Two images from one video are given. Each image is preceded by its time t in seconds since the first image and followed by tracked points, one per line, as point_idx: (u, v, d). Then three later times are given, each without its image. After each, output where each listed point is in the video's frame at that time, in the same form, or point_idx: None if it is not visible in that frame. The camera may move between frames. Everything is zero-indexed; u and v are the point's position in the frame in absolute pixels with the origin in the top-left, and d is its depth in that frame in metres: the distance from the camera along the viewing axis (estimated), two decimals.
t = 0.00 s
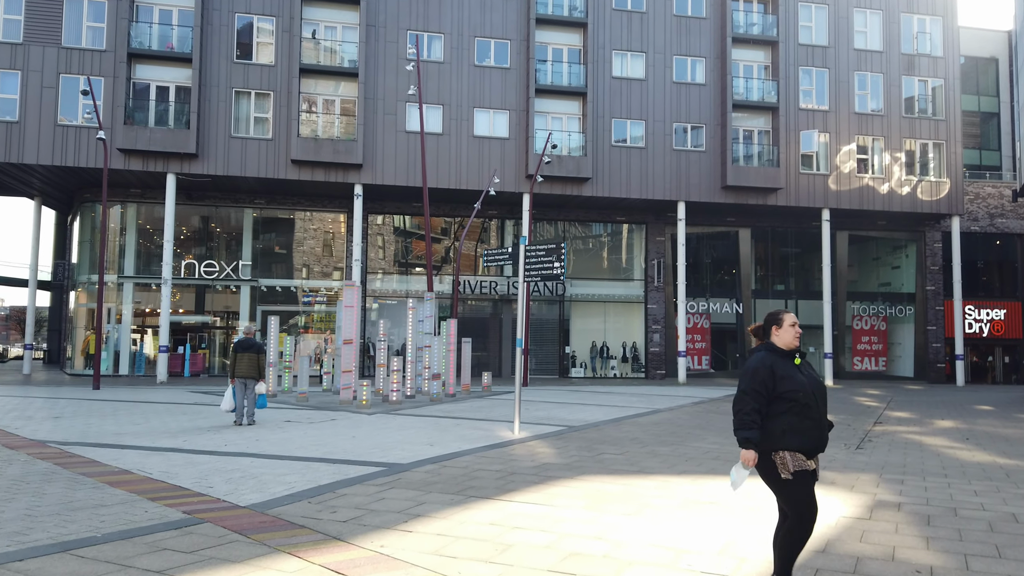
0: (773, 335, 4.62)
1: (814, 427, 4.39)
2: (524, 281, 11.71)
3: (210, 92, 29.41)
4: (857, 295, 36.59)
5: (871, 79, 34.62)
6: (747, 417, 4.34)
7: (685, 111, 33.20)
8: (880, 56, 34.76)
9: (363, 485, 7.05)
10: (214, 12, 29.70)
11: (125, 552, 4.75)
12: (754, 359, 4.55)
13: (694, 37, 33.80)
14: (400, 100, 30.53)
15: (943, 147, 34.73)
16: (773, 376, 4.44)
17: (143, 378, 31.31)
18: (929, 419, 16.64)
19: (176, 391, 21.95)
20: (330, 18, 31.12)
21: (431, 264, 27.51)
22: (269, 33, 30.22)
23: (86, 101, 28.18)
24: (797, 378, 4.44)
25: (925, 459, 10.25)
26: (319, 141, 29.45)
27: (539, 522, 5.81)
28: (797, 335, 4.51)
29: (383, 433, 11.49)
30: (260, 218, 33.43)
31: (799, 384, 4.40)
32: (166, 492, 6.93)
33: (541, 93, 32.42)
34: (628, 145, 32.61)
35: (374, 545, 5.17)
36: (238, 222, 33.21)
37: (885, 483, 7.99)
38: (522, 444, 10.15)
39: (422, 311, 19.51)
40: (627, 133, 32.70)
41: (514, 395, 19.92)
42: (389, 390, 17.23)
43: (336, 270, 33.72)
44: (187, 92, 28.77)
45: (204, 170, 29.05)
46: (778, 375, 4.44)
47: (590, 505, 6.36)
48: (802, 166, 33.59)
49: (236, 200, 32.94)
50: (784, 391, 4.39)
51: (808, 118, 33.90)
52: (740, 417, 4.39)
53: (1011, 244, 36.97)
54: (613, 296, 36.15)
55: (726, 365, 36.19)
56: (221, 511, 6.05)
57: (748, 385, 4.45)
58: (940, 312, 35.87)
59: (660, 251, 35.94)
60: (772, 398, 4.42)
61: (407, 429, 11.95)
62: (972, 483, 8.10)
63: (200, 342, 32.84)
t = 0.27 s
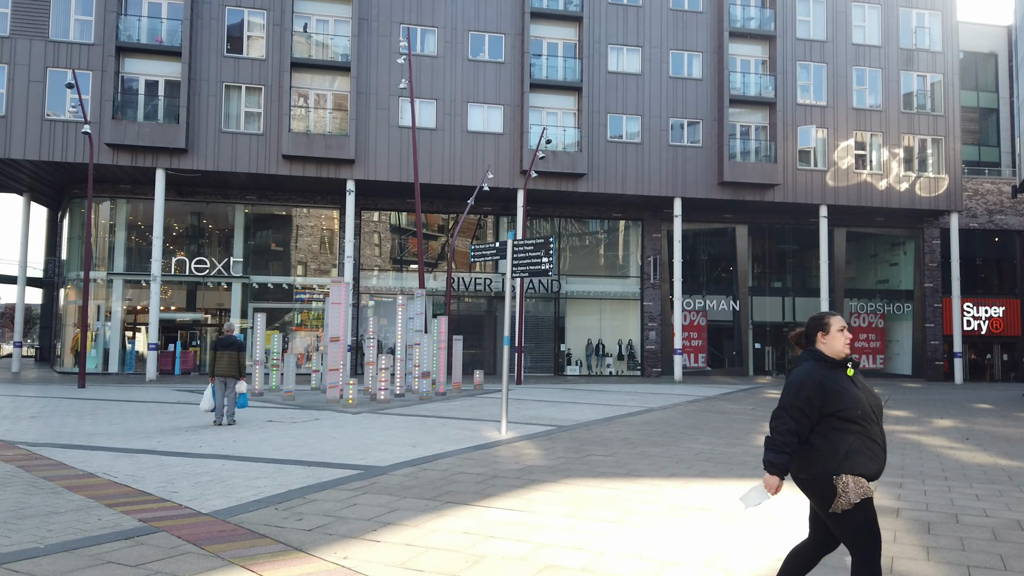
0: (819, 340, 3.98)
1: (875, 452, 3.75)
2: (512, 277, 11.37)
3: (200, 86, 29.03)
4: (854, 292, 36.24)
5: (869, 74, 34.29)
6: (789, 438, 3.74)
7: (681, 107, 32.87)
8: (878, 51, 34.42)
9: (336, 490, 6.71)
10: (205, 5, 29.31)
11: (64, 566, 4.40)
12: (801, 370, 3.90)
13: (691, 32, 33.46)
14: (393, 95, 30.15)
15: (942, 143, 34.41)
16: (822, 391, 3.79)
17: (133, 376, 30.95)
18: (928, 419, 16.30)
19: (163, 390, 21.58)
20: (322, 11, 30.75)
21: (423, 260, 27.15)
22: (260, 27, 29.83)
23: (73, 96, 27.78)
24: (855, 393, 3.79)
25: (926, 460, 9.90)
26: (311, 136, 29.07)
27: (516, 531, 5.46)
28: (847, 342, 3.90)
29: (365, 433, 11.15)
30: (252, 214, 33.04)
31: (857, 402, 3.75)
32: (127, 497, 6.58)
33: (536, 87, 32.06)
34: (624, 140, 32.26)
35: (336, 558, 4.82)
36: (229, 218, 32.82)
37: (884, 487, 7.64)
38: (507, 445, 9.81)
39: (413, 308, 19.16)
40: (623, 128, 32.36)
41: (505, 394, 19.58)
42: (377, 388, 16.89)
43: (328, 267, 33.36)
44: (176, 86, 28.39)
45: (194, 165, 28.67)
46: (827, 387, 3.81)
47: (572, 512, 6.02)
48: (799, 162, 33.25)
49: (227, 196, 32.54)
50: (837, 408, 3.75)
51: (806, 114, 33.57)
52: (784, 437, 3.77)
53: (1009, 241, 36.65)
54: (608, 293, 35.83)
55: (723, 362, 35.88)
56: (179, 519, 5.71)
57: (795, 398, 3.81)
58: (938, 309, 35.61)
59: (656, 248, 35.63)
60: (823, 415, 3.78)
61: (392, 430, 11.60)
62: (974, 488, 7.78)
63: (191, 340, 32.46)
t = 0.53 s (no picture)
0: (883, 338, 3.54)
1: (954, 467, 3.32)
2: (497, 277, 11.00)
3: (187, 84, 28.61)
4: (850, 292, 35.93)
5: (865, 72, 34.01)
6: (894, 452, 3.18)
7: (675, 105, 32.54)
8: (874, 49, 34.15)
9: (302, 504, 6.31)
10: (192, 2, 28.88)
11: None
12: (873, 371, 3.38)
13: (685, 29, 33.13)
14: (383, 93, 29.75)
15: (938, 142, 34.13)
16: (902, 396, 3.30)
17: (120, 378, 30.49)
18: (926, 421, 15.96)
19: (146, 393, 21.15)
20: (311, 8, 30.34)
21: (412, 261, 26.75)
22: (249, 23, 29.42)
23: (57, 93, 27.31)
24: (931, 398, 3.34)
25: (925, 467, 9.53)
26: (300, 134, 28.66)
27: (490, 550, 5.07)
28: (917, 340, 3.52)
29: (344, 439, 10.76)
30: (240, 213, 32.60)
31: (935, 407, 3.30)
32: (78, 513, 6.19)
33: (528, 85, 31.69)
34: (618, 138, 31.91)
35: None
36: (218, 217, 32.37)
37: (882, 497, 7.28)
38: (490, 451, 9.43)
39: (401, 308, 18.78)
40: (616, 126, 32.03)
41: (495, 397, 19.19)
42: (362, 392, 16.49)
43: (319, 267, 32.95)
44: (163, 83, 27.95)
45: (181, 164, 28.23)
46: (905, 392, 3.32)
47: (551, 527, 5.64)
48: (794, 161, 32.94)
49: (216, 195, 32.08)
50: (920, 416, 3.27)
51: (801, 112, 33.27)
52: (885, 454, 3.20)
53: (1006, 240, 36.41)
54: (602, 294, 35.49)
55: (718, 363, 35.58)
56: (128, 539, 5.31)
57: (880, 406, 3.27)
58: (934, 309, 35.35)
59: (650, 248, 35.31)
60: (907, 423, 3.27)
61: (373, 435, 11.20)
62: (977, 497, 7.41)
63: (178, 341, 32.00)
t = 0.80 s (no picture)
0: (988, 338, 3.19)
1: None
2: (482, 272, 10.66)
3: (174, 79, 28.21)
4: (846, 291, 35.64)
5: (861, 69, 33.72)
6: None
7: (670, 101, 32.22)
8: (870, 45, 33.88)
9: (266, 509, 5.96)
10: None
11: None
12: (985, 378, 2.99)
13: (679, 24, 32.81)
14: (374, 88, 29.37)
15: (934, 139, 33.87)
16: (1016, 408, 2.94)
17: (106, 378, 30.07)
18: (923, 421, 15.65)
19: (130, 393, 20.74)
20: (301, 2, 29.93)
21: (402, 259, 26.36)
22: (237, 18, 29.01)
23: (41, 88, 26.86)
24: None
25: (923, 467, 9.21)
26: (288, 129, 28.20)
27: (459, 559, 4.73)
28: None
29: (324, 439, 10.41)
30: (229, 210, 32.17)
31: None
32: (28, 519, 5.83)
33: (521, 81, 31.34)
34: (611, 135, 31.57)
35: None
36: (206, 215, 31.94)
37: (878, 500, 6.95)
38: (473, 452, 9.09)
39: (389, 306, 18.39)
40: (610, 123, 31.69)
41: (485, 396, 18.83)
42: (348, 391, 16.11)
43: (309, 265, 32.54)
44: (150, 78, 27.54)
45: (168, 160, 27.82)
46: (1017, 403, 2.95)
47: (527, 534, 5.29)
48: (790, 158, 32.65)
49: (205, 192, 31.67)
50: None
51: (797, 109, 32.97)
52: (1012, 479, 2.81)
53: (1002, 238, 36.17)
54: (596, 292, 35.16)
55: (713, 362, 35.29)
56: (72, 547, 4.96)
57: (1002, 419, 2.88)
58: (930, 308, 35.09)
59: (644, 246, 34.99)
60: None
61: (354, 435, 10.84)
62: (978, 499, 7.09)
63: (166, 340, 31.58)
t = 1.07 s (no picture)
0: None
1: None
2: (462, 271, 10.30)
3: (159, 75, 27.79)
4: (840, 291, 35.35)
5: (855, 67, 33.44)
6: None
7: (663, 99, 31.89)
8: (864, 43, 33.59)
9: (219, 523, 5.59)
10: None
11: None
12: None
13: (672, 22, 32.49)
14: (363, 85, 28.97)
15: (929, 138, 33.61)
16: None
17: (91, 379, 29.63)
18: (917, 423, 15.36)
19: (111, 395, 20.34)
20: None
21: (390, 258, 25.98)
22: (224, 13, 28.59)
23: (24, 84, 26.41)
24: None
25: (917, 474, 8.88)
26: (277, 127, 27.83)
27: None
28: None
29: (297, 444, 10.04)
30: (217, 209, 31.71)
31: None
32: None
33: (512, 79, 30.98)
34: (604, 133, 31.22)
35: None
36: (193, 213, 31.49)
37: (870, 510, 6.61)
38: (450, 459, 8.72)
39: (375, 305, 17.99)
40: (602, 121, 31.35)
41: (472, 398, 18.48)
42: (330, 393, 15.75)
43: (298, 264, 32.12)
44: (135, 74, 27.11)
45: (153, 157, 27.39)
46: None
47: (493, 552, 4.94)
48: (783, 157, 32.36)
49: (192, 190, 31.22)
50: None
51: (791, 107, 32.67)
52: None
53: (997, 238, 35.93)
54: (589, 292, 34.81)
55: (706, 363, 34.99)
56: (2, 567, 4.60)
57: None
58: (925, 308, 34.85)
59: (637, 245, 34.68)
60: None
61: (330, 439, 10.47)
62: (973, 507, 6.75)
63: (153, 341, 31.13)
